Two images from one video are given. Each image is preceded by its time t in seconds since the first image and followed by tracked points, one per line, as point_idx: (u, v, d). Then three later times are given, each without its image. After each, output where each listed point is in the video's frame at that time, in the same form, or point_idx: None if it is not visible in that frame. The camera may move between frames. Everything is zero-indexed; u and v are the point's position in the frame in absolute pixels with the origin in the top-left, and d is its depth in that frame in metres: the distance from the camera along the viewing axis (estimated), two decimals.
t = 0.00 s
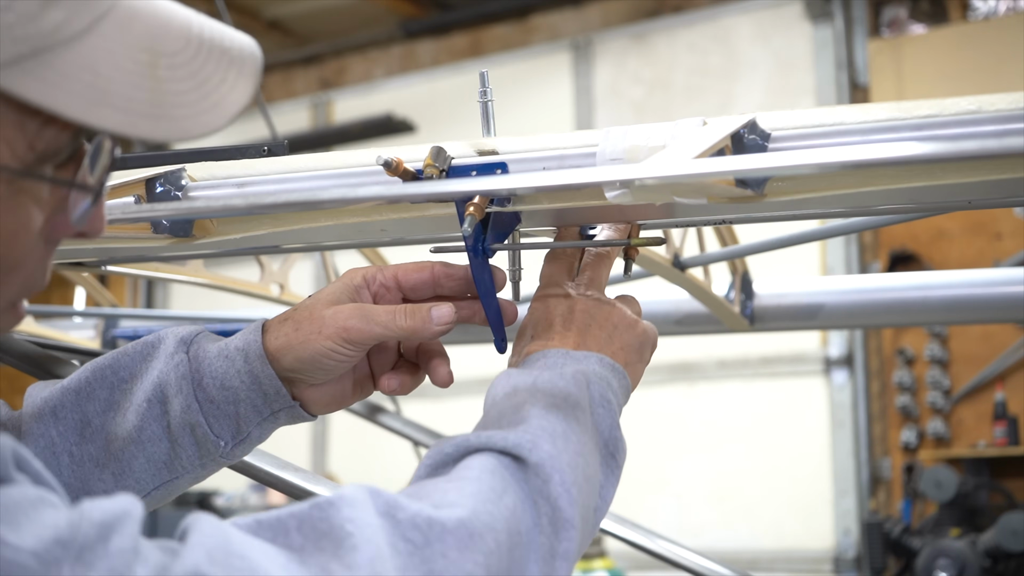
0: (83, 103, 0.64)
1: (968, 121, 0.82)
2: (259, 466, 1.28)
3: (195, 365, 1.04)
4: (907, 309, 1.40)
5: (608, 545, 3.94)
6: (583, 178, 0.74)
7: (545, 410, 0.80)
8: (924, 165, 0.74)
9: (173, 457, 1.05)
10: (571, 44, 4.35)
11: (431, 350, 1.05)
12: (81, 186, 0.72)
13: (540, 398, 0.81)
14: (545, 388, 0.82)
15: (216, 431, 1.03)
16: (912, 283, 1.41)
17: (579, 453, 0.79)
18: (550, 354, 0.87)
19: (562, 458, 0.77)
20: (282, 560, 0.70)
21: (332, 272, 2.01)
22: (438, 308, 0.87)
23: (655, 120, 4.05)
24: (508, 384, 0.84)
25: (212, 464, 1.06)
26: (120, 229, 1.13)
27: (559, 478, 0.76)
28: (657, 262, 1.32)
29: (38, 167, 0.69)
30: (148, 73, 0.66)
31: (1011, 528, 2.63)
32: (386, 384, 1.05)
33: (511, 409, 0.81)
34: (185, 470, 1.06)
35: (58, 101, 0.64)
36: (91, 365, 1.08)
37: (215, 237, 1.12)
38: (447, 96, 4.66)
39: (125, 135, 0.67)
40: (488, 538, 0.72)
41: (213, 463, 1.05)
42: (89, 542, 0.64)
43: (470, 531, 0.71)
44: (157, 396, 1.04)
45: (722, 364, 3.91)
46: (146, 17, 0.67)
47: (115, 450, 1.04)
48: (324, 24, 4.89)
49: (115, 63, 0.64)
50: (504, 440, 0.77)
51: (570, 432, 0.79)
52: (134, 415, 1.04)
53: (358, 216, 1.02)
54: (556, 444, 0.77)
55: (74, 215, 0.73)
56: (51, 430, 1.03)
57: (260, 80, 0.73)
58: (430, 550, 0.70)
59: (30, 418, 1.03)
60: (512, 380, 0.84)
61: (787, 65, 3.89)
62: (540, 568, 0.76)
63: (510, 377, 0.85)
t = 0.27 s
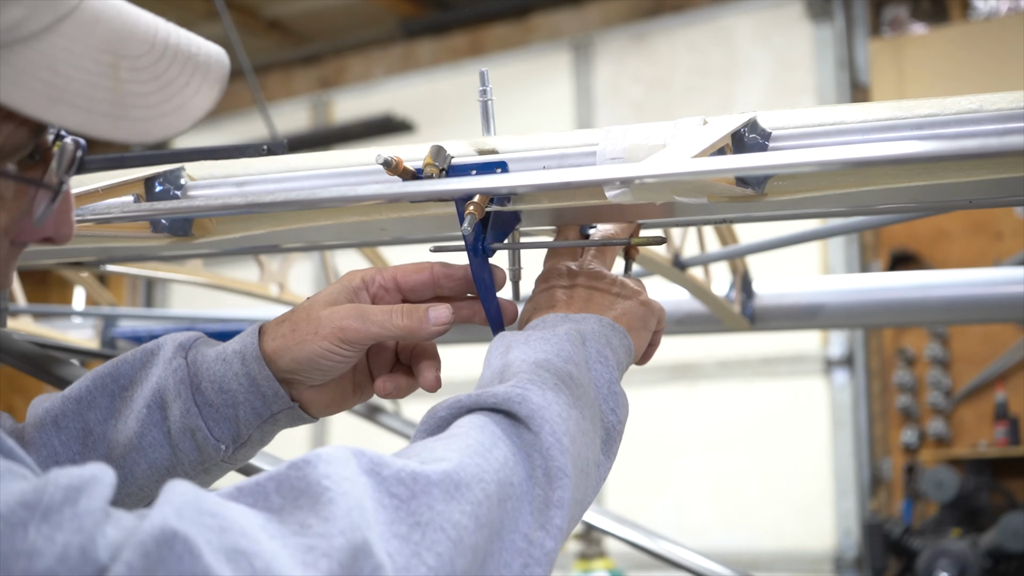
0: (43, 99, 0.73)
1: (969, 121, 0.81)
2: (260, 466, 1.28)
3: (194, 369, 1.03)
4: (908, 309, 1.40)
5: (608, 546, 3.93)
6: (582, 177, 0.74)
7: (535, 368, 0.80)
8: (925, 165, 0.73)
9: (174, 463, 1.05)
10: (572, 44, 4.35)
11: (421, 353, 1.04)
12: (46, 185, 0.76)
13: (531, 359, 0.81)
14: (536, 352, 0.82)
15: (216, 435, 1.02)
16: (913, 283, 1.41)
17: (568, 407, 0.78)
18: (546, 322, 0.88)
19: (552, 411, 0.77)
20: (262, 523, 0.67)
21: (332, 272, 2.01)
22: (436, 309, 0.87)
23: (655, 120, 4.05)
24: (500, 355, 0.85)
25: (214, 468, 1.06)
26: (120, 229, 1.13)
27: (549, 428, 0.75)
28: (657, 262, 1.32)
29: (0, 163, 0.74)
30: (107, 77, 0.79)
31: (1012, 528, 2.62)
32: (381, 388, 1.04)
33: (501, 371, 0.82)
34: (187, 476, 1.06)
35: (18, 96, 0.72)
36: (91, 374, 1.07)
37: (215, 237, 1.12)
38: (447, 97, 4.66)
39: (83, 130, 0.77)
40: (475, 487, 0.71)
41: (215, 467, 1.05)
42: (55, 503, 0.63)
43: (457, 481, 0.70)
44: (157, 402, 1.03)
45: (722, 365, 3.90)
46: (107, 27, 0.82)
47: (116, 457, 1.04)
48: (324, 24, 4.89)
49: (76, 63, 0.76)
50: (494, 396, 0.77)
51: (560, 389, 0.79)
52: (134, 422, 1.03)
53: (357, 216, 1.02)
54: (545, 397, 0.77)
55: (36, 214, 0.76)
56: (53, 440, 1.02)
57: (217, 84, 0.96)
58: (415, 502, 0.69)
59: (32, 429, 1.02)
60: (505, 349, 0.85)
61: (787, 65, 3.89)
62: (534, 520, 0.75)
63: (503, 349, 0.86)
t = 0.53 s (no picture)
0: (25, 92, 0.66)
1: (969, 121, 0.82)
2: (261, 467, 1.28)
3: (196, 375, 1.04)
4: (908, 309, 1.40)
5: (608, 546, 3.94)
6: (582, 178, 0.74)
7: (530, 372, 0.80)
8: (925, 165, 0.73)
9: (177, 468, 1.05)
10: (571, 43, 4.35)
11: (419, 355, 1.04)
12: (29, 176, 0.74)
13: (525, 361, 0.81)
14: (530, 354, 0.82)
15: (218, 439, 1.03)
16: (913, 283, 1.41)
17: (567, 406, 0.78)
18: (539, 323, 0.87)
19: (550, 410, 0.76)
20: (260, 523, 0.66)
21: (332, 272, 2.01)
22: (434, 311, 0.87)
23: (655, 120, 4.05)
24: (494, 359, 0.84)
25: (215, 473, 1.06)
26: (120, 229, 1.13)
27: (548, 432, 0.75)
28: (657, 262, 1.32)
29: None
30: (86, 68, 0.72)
31: (1011, 528, 2.63)
32: (379, 391, 1.03)
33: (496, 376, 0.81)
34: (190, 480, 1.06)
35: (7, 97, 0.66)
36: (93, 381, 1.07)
37: (215, 237, 1.12)
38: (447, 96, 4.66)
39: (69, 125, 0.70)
40: (475, 491, 0.70)
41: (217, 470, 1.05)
42: (44, 491, 0.61)
43: (456, 486, 0.69)
44: (158, 407, 1.03)
45: (722, 365, 3.90)
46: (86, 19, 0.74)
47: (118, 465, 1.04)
48: (323, 24, 4.89)
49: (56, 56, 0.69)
50: (490, 399, 0.76)
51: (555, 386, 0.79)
52: (136, 428, 1.03)
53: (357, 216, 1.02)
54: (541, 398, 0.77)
55: (20, 207, 0.74)
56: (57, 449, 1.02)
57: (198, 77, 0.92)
58: (412, 509, 0.68)
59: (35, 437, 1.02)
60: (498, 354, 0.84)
61: (787, 65, 3.89)
62: (532, 525, 0.74)
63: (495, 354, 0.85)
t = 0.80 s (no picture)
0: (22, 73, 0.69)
1: (969, 121, 0.82)
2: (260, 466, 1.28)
3: (196, 376, 1.02)
4: (908, 309, 1.40)
5: (608, 546, 3.93)
6: (582, 178, 0.74)
7: (529, 348, 0.79)
8: (925, 165, 0.73)
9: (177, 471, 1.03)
10: (571, 43, 4.35)
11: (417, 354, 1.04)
12: (30, 157, 0.73)
13: (524, 338, 0.80)
14: (530, 333, 0.81)
15: (219, 439, 1.01)
16: (913, 282, 1.41)
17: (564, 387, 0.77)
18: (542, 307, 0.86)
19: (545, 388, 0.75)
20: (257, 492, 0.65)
21: (332, 272, 2.01)
22: (432, 311, 0.88)
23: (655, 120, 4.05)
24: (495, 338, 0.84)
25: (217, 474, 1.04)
26: (120, 229, 1.13)
27: (544, 404, 0.74)
28: (657, 261, 1.32)
29: None
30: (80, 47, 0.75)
31: (1012, 528, 2.63)
32: (380, 391, 1.03)
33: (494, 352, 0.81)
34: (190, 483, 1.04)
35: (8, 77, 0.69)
36: (94, 384, 1.05)
37: (215, 237, 1.12)
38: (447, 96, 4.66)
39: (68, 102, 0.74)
40: (469, 462, 0.70)
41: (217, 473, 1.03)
42: (45, 455, 0.62)
43: (450, 454, 0.69)
44: (159, 408, 1.02)
45: (722, 365, 3.90)
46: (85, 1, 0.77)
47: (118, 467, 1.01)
48: (323, 23, 4.89)
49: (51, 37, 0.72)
50: (489, 373, 0.76)
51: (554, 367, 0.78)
52: (137, 429, 1.01)
53: (357, 216, 1.02)
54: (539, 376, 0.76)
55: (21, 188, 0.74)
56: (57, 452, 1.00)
57: (198, 64, 0.92)
58: (408, 476, 0.68)
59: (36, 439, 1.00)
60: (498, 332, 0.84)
61: (787, 65, 3.89)
62: (529, 495, 0.73)
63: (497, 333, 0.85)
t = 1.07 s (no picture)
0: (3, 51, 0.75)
1: (969, 121, 0.82)
2: (259, 466, 1.28)
3: (190, 367, 1.02)
4: (907, 309, 1.40)
5: (608, 546, 3.93)
6: (582, 178, 0.74)
7: (555, 420, 0.73)
8: (925, 165, 0.73)
9: (176, 461, 1.04)
10: (572, 43, 4.35)
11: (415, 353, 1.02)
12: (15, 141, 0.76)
13: (549, 405, 0.75)
14: (555, 397, 0.75)
15: (213, 431, 1.01)
16: (912, 282, 1.41)
17: (589, 467, 0.71)
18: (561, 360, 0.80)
19: (568, 475, 0.70)
20: (256, 564, 0.62)
21: (332, 272, 2.01)
22: (429, 316, 0.84)
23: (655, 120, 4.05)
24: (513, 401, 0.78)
25: (217, 465, 1.04)
26: (120, 229, 1.13)
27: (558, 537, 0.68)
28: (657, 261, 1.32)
29: None
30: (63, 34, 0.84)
31: (1012, 528, 2.63)
32: (377, 388, 1.01)
33: (514, 415, 0.75)
34: (190, 474, 1.05)
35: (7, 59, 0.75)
36: (94, 377, 1.08)
37: (215, 237, 1.12)
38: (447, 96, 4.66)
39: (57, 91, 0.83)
40: None
41: (216, 464, 1.04)
42: (52, 480, 0.57)
43: None
44: (154, 400, 1.03)
45: (722, 365, 3.91)
46: None
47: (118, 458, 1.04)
48: (323, 23, 4.89)
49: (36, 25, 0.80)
50: (514, 483, 0.68)
51: (580, 445, 0.72)
52: (134, 422, 1.03)
53: (357, 216, 1.02)
54: (563, 457, 0.71)
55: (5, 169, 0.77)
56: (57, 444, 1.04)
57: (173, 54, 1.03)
58: None
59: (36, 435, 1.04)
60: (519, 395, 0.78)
61: (787, 65, 3.89)
62: None
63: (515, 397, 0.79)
